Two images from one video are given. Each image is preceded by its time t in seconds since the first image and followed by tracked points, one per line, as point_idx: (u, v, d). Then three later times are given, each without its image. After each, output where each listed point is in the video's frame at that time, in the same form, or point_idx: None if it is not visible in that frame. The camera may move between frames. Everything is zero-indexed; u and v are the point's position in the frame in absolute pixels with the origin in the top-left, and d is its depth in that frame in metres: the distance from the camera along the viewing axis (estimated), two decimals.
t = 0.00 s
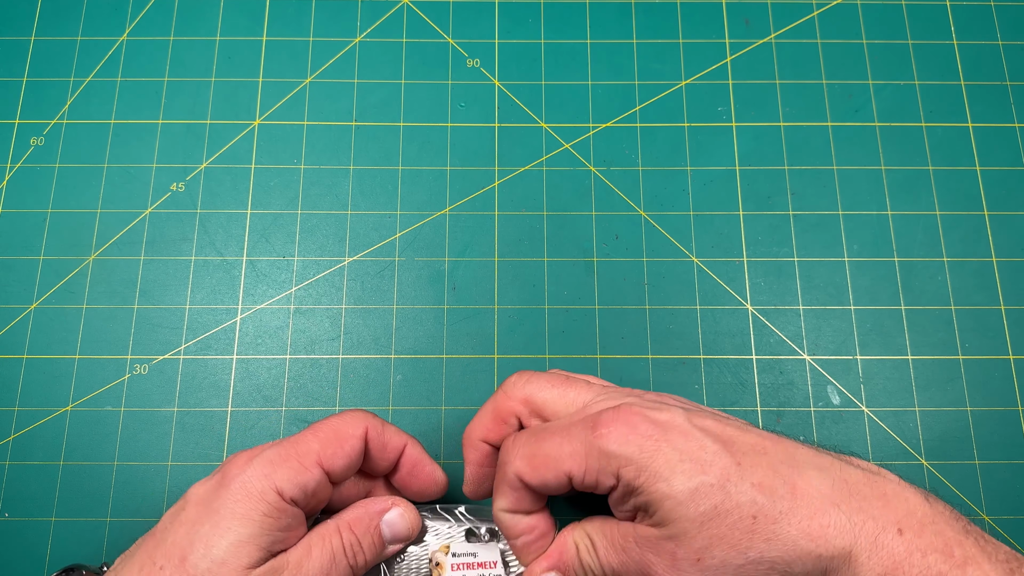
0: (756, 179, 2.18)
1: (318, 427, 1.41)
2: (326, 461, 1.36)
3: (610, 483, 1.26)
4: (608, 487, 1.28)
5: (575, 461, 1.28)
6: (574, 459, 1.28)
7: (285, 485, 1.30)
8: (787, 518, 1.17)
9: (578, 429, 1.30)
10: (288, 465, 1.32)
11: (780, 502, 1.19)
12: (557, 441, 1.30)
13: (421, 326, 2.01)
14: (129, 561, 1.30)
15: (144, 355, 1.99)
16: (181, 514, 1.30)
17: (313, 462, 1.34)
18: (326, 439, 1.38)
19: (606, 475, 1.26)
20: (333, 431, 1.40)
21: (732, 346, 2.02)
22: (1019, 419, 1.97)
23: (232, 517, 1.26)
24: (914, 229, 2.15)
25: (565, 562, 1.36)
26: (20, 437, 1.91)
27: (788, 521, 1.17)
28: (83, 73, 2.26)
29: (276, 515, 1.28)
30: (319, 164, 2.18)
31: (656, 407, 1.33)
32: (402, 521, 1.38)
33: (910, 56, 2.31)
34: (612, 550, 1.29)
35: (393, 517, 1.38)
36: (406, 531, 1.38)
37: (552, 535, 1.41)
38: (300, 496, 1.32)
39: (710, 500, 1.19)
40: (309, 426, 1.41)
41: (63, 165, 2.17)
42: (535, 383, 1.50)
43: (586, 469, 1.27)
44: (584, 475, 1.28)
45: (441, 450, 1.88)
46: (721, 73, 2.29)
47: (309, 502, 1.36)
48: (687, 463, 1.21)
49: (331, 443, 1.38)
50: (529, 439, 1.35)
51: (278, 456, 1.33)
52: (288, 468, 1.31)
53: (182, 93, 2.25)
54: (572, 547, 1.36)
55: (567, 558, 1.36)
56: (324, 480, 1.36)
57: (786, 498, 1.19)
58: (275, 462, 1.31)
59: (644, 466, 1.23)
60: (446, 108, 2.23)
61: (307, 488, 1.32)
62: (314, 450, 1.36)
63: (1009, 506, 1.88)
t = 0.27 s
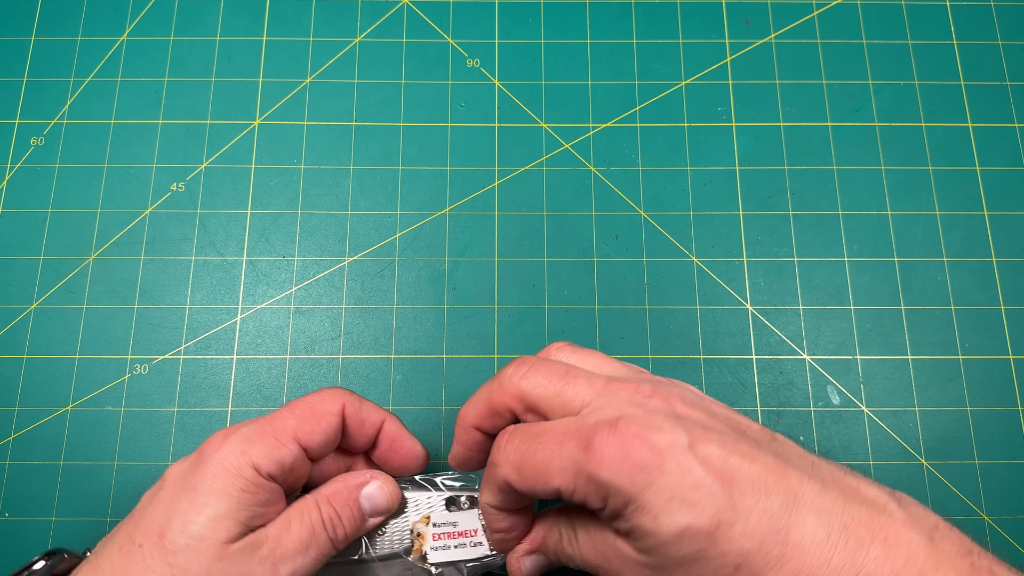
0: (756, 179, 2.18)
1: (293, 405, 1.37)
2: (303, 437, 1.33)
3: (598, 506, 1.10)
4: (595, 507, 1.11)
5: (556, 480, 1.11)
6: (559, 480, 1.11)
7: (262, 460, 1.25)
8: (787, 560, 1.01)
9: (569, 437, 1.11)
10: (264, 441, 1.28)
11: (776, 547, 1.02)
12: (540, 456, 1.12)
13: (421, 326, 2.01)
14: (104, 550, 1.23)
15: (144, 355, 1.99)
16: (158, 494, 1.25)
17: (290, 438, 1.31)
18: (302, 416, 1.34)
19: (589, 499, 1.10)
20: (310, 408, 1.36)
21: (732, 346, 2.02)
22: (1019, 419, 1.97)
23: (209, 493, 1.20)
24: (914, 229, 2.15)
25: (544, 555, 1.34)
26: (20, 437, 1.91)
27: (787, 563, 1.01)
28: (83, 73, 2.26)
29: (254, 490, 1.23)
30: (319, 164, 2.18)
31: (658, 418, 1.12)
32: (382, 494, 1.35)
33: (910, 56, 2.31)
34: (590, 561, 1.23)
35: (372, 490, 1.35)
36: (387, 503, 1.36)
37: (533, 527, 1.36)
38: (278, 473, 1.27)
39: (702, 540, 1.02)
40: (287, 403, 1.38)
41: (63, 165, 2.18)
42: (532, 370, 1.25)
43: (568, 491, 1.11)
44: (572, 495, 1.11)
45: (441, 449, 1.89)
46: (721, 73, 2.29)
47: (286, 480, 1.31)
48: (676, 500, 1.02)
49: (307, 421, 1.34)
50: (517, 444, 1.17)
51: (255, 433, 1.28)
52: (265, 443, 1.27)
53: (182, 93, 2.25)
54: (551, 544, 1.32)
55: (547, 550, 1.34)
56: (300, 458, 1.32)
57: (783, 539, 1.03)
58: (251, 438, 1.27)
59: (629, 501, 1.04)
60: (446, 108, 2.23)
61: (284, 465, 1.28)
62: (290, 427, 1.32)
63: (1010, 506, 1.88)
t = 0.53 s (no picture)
0: (756, 179, 2.18)
1: (251, 395, 1.50)
2: (259, 423, 1.45)
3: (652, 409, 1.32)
4: (653, 413, 1.32)
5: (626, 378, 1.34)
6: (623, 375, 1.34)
7: (216, 445, 1.35)
8: (813, 475, 1.23)
9: (638, 352, 1.35)
10: (219, 428, 1.38)
11: (827, 465, 1.24)
12: (610, 356, 1.37)
13: (421, 326, 2.01)
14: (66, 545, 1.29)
15: (144, 355, 1.99)
16: (116, 485, 1.32)
17: (245, 426, 1.42)
18: (260, 404, 1.47)
19: (655, 401, 1.30)
20: (267, 396, 1.49)
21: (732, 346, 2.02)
22: (1019, 419, 1.96)
23: (163, 477, 1.28)
24: (914, 228, 2.15)
25: (591, 500, 1.22)
26: (20, 437, 1.91)
27: (815, 474, 1.23)
28: (83, 73, 2.26)
29: (209, 474, 1.31)
30: (319, 164, 2.18)
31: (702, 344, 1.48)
32: (338, 473, 1.35)
33: (910, 55, 2.31)
34: (644, 487, 1.22)
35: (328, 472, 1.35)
36: (344, 482, 1.36)
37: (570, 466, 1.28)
38: (232, 457, 1.37)
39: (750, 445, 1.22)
40: (244, 395, 1.51)
41: (63, 165, 2.17)
42: (594, 322, 1.65)
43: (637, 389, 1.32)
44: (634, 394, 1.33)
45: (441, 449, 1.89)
46: (721, 73, 2.29)
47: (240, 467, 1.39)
48: (727, 408, 1.25)
49: (264, 408, 1.47)
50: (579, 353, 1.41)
51: (209, 422, 1.39)
52: (218, 430, 1.38)
53: (182, 92, 2.25)
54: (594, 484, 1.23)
55: (590, 497, 1.23)
56: (255, 442, 1.42)
57: (836, 461, 1.25)
58: (206, 426, 1.37)
59: (699, 403, 1.26)
60: (446, 108, 2.23)
61: (237, 449, 1.38)
62: (247, 415, 1.44)
63: (1010, 506, 1.88)
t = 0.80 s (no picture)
0: (756, 179, 2.18)
1: (226, 394, 1.52)
2: (237, 421, 1.48)
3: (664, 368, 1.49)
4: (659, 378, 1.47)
5: (655, 330, 1.53)
6: (649, 326, 1.54)
7: (197, 448, 1.38)
8: (783, 475, 1.32)
9: (673, 318, 1.53)
10: (197, 431, 1.41)
11: (798, 475, 1.34)
12: (644, 310, 1.57)
13: (421, 326, 2.01)
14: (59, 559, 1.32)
15: (144, 355, 1.99)
16: (101, 496, 1.35)
17: (223, 426, 1.45)
18: (236, 402, 1.50)
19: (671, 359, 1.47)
20: (243, 393, 1.51)
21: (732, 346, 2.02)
22: (1019, 419, 1.96)
23: (148, 485, 1.31)
24: (914, 228, 2.15)
25: (552, 437, 1.37)
26: (20, 437, 1.91)
27: (783, 474, 1.33)
28: (83, 73, 2.26)
29: (194, 478, 1.34)
30: (319, 164, 2.18)
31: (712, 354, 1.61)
32: (323, 466, 1.35)
33: (910, 55, 2.31)
34: (614, 437, 1.34)
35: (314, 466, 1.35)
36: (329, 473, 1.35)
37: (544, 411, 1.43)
38: (213, 459, 1.40)
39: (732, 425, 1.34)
40: (219, 394, 1.53)
41: (63, 165, 2.17)
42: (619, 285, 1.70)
43: (658, 347, 1.51)
44: (655, 348, 1.52)
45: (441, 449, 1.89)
46: (721, 73, 2.29)
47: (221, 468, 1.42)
48: (724, 388, 1.39)
49: (241, 406, 1.50)
50: (605, 293, 1.62)
51: (187, 425, 1.42)
52: (198, 434, 1.40)
53: (182, 92, 2.25)
54: (564, 427, 1.37)
55: (552, 437, 1.37)
56: (234, 441, 1.46)
57: (806, 478, 1.35)
58: (185, 430, 1.40)
59: (702, 373, 1.41)
60: (446, 108, 2.23)
61: (217, 449, 1.41)
62: (224, 415, 1.46)
63: (1009, 506, 1.88)
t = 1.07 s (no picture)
0: (756, 179, 2.18)
1: (206, 382, 1.45)
2: (215, 408, 1.41)
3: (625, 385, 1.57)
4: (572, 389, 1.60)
5: (622, 356, 1.63)
6: (613, 357, 1.64)
7: (174, 439, 1.30)
8: (738, 465, 1.42)
9: (661, 359, 1.64)
10: (174, 418, 1.34)
11: (752, 489, 1.39)
12: (609, 340, 1.69)
13: (421, 326, 2.01)
14: (14, 549, 1.28)
15: (144, 355, 1.99)
16: (67, 488, 1.28)
17: (204, 414, 1.38)
18: (216, 390, 1.44)
19: (638, 380, 1.56)
20: (222, 381, 1.46)
21: (732, 346, 2.01)
22: (1020, 419, 1.96)
23: (119, 477, 1.24)
24: (914, 228, 2.14)
25: (567, 399, 1.55)
26: (20, 437, 1.90)
27: (766, 476, 1.44)
28: (83, 73, 2.26)
29: (169, 469, 1.26)
30: (319, 164, 2.18)
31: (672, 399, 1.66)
32: (309, 463, 1.37)
33: (910, 55, 2.31)
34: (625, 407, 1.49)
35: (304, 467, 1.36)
36: (315, 471, 1.37)
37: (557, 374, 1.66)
38: (190, 448, 1.33)
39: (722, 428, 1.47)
40: (198, 379, 1.46)
41: (63, 165, 2.17)
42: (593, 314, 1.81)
43: (622, 371, 1.59)
44: (620, 369, 1.60)
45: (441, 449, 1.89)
46: (721, 73, 2.28)
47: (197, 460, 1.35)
48: (696, 402, 1.53)
49: (221, 392, 1.44)
50: (576, 319, 1.75)
51: (164, 412, 1.34)
52: (176, 421, 1.33)
53: (182, 92, 2.25)
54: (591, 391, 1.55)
55: (569, 396, 1.56)
56: (214, 431, 1.38)
57: (766, 493, 1.40)
58: (164, 418, 1.33)
59: (671, 392, 1.53)
60: (446, 108, 2.23)
61: (196, 441, 1.33)
62: (202, 402, 1.40)
63: (1010, 506, 1.88)
